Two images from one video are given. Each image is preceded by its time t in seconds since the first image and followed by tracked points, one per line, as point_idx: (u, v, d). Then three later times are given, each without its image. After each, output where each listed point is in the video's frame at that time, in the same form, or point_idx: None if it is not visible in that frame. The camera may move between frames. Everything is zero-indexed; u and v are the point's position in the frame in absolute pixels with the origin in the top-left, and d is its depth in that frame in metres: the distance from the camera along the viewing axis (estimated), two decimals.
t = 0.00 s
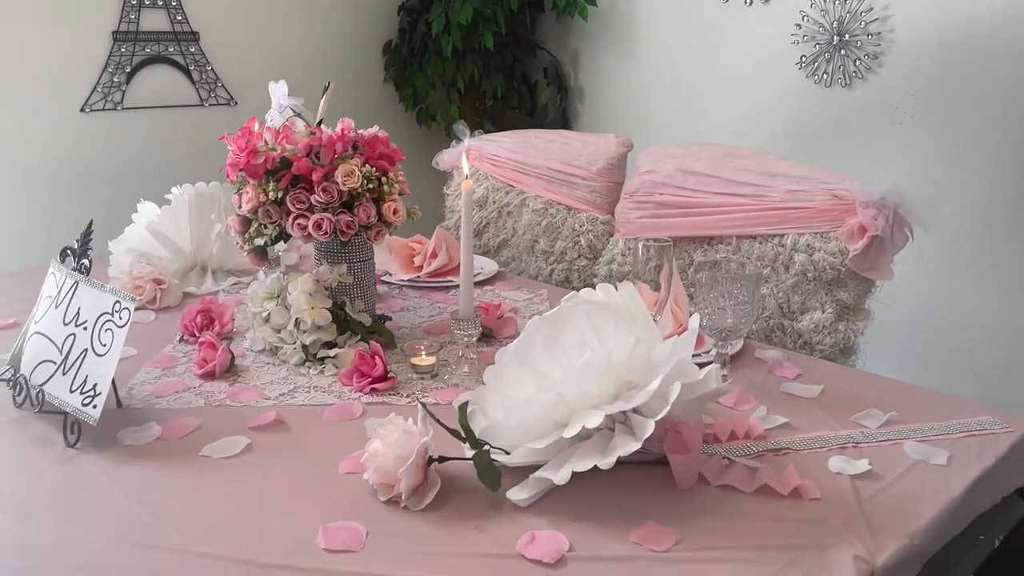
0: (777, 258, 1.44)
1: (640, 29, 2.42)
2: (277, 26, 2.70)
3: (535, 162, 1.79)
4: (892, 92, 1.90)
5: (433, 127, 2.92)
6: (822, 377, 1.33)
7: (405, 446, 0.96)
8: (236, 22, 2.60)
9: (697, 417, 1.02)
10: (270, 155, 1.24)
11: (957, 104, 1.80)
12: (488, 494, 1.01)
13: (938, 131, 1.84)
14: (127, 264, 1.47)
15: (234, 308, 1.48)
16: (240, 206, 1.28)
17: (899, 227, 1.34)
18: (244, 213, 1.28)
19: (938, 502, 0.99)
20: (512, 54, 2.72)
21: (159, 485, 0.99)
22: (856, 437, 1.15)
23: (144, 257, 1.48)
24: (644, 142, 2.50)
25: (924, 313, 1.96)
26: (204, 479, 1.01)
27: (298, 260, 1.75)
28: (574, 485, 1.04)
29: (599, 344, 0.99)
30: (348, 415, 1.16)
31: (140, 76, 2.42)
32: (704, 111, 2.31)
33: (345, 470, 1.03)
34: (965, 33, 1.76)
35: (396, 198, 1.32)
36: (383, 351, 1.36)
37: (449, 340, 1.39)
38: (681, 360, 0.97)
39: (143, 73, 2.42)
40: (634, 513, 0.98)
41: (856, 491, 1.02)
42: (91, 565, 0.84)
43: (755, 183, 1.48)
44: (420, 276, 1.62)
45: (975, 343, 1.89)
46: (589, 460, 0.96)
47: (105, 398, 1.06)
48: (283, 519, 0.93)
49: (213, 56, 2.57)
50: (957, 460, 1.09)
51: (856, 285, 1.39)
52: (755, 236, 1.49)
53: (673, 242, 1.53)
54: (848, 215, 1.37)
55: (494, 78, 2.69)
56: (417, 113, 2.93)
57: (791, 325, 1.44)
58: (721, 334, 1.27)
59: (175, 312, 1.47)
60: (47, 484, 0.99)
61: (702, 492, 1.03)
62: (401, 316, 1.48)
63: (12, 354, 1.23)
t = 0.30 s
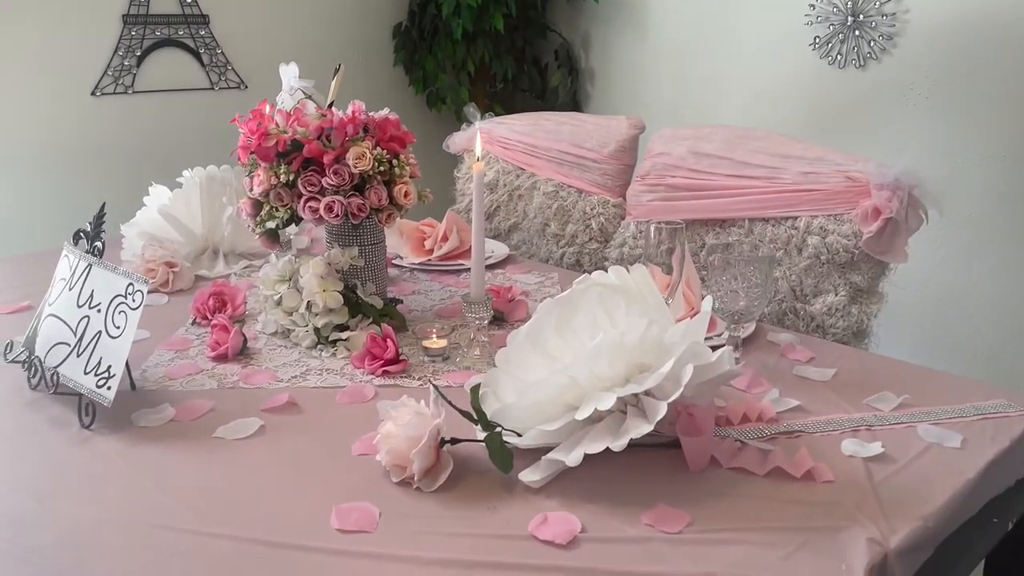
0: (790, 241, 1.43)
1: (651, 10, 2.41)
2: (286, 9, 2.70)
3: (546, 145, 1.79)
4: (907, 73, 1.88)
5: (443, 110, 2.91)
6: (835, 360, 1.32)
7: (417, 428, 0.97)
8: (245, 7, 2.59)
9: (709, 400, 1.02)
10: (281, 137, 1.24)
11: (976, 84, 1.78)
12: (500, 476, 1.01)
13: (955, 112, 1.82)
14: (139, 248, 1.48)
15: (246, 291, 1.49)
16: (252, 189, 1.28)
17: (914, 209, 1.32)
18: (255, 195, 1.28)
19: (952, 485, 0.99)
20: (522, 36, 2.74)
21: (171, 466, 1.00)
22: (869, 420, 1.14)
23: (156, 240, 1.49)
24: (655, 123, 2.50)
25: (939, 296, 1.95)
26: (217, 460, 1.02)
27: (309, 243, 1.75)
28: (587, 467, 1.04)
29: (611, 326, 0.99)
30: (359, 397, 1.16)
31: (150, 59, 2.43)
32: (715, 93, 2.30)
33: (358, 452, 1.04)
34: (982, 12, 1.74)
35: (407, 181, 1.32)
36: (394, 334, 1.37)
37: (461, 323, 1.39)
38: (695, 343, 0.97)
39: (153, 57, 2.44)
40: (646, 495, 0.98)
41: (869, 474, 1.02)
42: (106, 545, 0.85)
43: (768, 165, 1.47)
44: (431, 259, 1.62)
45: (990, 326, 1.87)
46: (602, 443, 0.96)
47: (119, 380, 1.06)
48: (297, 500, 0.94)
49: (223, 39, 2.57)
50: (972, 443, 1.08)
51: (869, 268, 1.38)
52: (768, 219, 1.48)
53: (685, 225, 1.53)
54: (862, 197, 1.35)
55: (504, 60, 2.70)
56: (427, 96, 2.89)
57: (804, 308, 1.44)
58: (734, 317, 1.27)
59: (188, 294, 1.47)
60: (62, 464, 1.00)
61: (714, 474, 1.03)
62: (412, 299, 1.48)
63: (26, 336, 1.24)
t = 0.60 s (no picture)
0: (802, 225, 1.42)
1: None
2: None
3: (557, 129, 1.79)
4: (922, 57, 1.86)
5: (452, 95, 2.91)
6: (847, 346, 1.31)
7: (428, 412, 0.96)
8: None
9: (720, 383, 1.01)
10: (290, 121, 1.23)
11: (989, 67, 1.75)
12: (510, 461, 1.01)
13: (969, 96, 1.80)
14: (150, 233, 1.47)
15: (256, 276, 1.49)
16: (261, 173, 1.28)
17: (928, 192, 1.31)
18: (265, 179, 1.28)
19: (965, 471, 0.98)
20: (531, 21, 2.80)
21: (181, 448, 1.00)
22: (881, 405, 1.14)
23: (167, 226, 1.49)
24: (667, 106, 2.52)
25: (950, 281, 1.94)
26: (227, 442, 1.02)
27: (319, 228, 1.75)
28: (598, 453, 1.03)
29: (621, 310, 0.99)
30: (369, 381, 1.16)
31: (158, 44, 2.54)
32: (728, 76, 2.31)
33: (368, 435, 1.03)
34: None
35: (416, 165, 1.31)
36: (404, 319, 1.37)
37: (471, 309, 1.39)
38: (706, 326, 0.96)
39: (162, 41, 2.55)
40: (657, 480, 0.97)
41: (881, 459, 1.01)
42: (116, 523, 0.86)
43: (781, 148, 1.46)
44: (440, 245, 1.62)
45: (1002, 310, 1.86)
46: (612, 426, 0.95)
47: (129, 364, 1.06)
48: (307, 483, 0.94)
49: (232, 23, 2.66)
50: (986, 429, 1.07)
51: (882, 253, 1.37)
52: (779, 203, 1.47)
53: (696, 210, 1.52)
54: (875, 180, 1.34)
55: (512, 44, 2.75)
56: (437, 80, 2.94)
57: (816, 293, 1.43)
58: (745, 302, 1.26)
59: (197, 279, 1.48)
60: (73, 445, 1.01)
61: (725, 459, 1.02)
62: (421, 284, 1.48)
63: (37, 320, 1.25)
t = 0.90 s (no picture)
0: (814, 213, 1.41)
1: None
2: None
3: (567, 117, 1.78)
4: (936, 43, 1.84)
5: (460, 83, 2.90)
6: (859, 334, 1.30)
7: (439, 399, 0.96)
8: None
9: (732, 370, 1.00)
10: (299, 107, 1.22)
11: (1004, 54, 1.73)
12: (521, 448, 1.00)
13: (984, 82, 1.78)
14: (160, 220, 1.49)
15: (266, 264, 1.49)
16: (271, 159, 1.28)
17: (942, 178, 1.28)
18: (274, 166, 1.27)
19: (979, 459, 0.97)
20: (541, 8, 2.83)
21: (192, 434, 1.01)
22: (894, 393, 1.13)
23: (175, 213, 1.50)
24: (677, 92, 2.51)
25: (963, 269, 1.92)
26: (238, 428, 1.02)
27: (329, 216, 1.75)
28: (609, 440, 1.03)
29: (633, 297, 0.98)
30: (379, 368, 1.16)
31: (167, 32, 2.54)
32: (738, 63, 2.29)
33: (379, 422, 1.03)
34: None
35: (426, 151, 1.30)
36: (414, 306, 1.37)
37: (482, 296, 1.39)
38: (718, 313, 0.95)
39: (170, 30, 2.55)
40: (669, 467, 0.97)
41: (895, 447, 1.00)
42: (128, 507, 0.86)
43: (793, 134, 1.45)
44: (450, 233, 1.62)
45: (1015, 298, 1.84)
46: (623, 413, 0.95)
47: (140, 350, 1.06)
48: (318, 469, 0.94)
49: (241, 12, 2.65)
50: (1000, 417, 1.06)
51: (896, 241, 1.36)
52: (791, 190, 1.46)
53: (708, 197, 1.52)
54: (889, 167, 1.32)
55: (522, 32, 2.77)
56: (445, 68, 2.94)
57: (828, 281, 1.42)
58: (757, 289, 1.25)
59: (207, 267, 1.48)
60: (84, 430, 1.01)
61: (737, 447, 1.01)
62: (431, 272, 1.48)
63: (47, 306, 1.25)
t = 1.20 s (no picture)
0: (824, 203, 1.40)
1: None
2: None
3: (575, 107, 1.79)
4: (946, 32, 1.82)
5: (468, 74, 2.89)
6: (870, 325, 1.30)
7: (448, 388, 0.96)
8: None
9: (743, 361, 1.00)
10: (308, 97, 1.23)
11: (1015, 43, 1.71)
12: (530, 438, 1.00)
13: (994, 72, 1.76)
14: (168, 211, 1.49)
15: (273, 254, 1.49)
16: (279, 149, 1.27)
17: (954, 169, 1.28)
18: (283, 156, 1.27)
19: (990, 450, 0.96)
20: None
21: (202, 422, 1.01)
22: (904, 384, 1.12)
23: (183, 203, 1.50)
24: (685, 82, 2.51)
25: (974, 260, 1.91)
26: (247, 417, 1.02)
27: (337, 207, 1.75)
28: (619, 431, 1.03)
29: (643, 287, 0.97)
30: (388, 358, 1.16)
31: (174, 22, 2.55)
32: (746, 53, 2.28)
33: (387, 412, 1.03)
34: None
35: (434, 141, 1.30)
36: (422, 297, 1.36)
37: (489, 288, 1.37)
38: (728, 304, 0.95)
39: (177, 20, 2.55)
40: (678, 458, 0.97)
41: (905, 438, 1.00)
42: (138, 494, 0.87)
43: (804, 125, 1.44)
44: (457, 223, 1.61)
45: None
46: (632, 404, 0.94)
47: (149, 339, 1.07)
48: (328, 458, 0.94)
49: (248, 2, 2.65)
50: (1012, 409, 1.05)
51: (906, 231, 1.35)
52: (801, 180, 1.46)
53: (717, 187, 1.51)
54: (900, 158, 1.32)
55: (529, 22, 2.79)
56: (453, 58, 2.95)
57: (837, 272, 1.41)
58: (767, 281, 1.25)
59: (216, 257, 1.48)
60: (94, 418, 1.01)
61: (747, 438, 1.01)
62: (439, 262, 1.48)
63: (57, 296, 1.25)
